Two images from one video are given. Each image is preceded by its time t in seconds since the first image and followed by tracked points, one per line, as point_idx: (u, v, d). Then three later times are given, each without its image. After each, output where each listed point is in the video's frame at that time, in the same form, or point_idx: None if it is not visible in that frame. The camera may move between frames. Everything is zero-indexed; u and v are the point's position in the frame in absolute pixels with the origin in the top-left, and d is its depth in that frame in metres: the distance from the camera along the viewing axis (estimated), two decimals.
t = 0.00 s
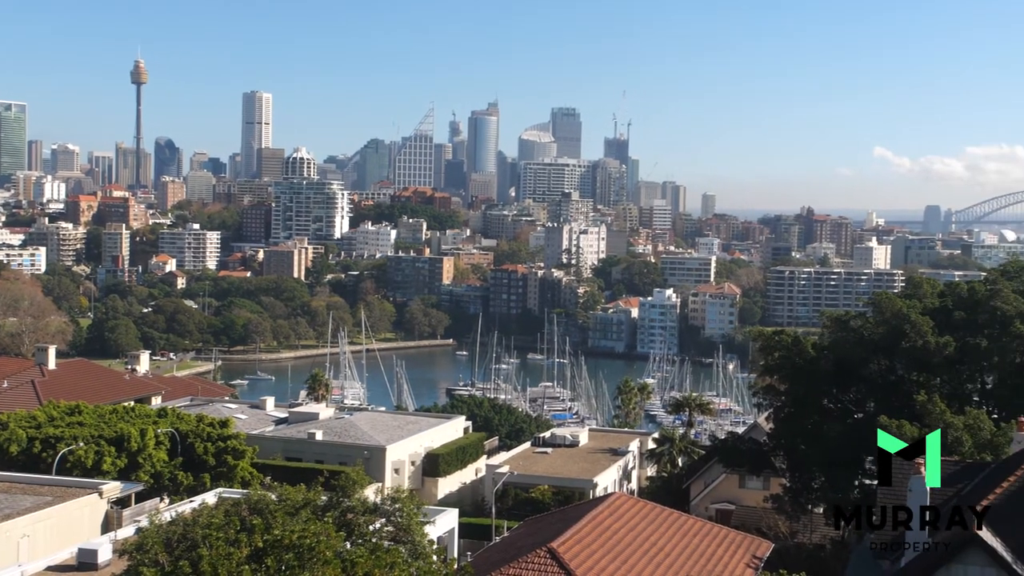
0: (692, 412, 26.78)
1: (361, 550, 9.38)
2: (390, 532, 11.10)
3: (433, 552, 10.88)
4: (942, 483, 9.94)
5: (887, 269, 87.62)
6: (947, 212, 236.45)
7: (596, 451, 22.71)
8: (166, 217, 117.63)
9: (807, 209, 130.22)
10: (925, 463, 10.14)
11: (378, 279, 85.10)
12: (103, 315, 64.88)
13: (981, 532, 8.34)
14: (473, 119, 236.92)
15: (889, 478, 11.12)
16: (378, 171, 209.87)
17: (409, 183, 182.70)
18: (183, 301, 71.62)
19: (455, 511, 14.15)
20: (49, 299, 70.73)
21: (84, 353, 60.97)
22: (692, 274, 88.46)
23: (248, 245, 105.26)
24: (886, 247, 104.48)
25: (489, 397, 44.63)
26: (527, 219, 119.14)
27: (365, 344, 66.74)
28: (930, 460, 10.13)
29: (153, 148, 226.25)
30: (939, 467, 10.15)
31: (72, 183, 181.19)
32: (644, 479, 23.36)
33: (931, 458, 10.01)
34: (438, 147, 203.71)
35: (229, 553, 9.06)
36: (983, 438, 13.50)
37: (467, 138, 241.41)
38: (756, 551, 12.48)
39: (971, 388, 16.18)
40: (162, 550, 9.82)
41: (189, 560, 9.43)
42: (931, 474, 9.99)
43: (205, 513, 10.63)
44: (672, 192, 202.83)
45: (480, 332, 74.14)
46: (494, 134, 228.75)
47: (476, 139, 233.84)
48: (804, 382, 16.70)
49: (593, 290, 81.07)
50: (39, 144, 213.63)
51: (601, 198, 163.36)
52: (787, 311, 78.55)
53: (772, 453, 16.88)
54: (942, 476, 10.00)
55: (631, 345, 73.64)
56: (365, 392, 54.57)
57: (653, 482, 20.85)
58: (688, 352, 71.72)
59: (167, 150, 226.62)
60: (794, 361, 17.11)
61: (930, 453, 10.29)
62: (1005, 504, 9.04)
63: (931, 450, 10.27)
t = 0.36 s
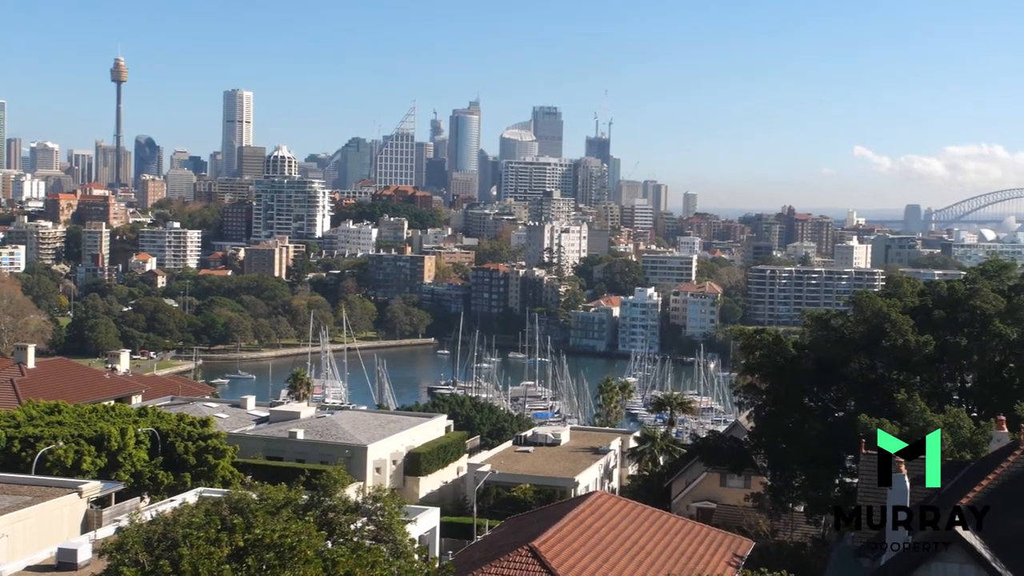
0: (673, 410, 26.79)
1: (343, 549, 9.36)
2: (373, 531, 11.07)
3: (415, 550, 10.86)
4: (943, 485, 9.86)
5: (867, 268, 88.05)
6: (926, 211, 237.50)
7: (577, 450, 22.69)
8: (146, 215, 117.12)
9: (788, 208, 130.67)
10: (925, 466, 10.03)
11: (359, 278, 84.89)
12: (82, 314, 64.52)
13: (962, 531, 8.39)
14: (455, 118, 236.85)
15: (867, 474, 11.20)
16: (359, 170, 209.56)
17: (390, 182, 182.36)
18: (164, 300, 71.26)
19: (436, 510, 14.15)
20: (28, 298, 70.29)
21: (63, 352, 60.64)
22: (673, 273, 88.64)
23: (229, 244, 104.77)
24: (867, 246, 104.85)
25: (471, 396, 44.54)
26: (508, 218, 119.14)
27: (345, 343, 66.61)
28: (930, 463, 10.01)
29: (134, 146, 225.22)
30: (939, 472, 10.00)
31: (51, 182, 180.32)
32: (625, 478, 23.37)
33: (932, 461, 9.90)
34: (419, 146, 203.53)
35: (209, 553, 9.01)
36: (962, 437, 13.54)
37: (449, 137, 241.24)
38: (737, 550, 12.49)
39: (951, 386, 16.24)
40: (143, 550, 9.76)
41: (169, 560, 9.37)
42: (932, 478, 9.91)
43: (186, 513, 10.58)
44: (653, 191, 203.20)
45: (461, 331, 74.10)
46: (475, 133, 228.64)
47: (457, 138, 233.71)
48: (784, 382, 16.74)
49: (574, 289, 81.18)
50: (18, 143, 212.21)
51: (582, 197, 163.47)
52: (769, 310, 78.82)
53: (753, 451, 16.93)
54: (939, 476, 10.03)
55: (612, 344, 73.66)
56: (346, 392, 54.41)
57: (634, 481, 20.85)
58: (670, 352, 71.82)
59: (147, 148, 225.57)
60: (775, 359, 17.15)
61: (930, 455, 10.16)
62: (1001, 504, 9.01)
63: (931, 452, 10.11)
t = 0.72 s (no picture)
0: (652, 409, 26.86)
1: (321, 548, 9.33)
2: (351, 530, 11.03)
3: (394, 550, 10.83)
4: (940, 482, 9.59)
5: (844, 267, 88.53)
6: (903, 210, 238.80)
7: (556, 449, 22.70)
8: (123, 214, 116.54)
9: (766, 208, 131.22)
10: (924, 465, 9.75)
11: (338, 277, 84.71)
12: (58, 313, 64.15)
13: (940, 529, 8.40)
14: (433, 117, 236.60)
15: (846, 472, 11.19)
16: (338, 168, 209.16)
17: (368, 180, 182.14)
18: (141, 299, 70.93)
19: (414, 508, 14.16)
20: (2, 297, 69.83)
21: (39, 350, 60.29)
22: (652, 272, 88.89)
23: (207, 242, 104.40)
24: (844, 245, 105.39)
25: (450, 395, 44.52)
26: (486, 216, 119.18)
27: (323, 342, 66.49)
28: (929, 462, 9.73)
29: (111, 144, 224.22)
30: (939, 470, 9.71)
31: (28, 180, 179.46)
32: (604, 477, 23.40)
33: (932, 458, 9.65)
34: (398, 144, 203.29)
35: (187, 552, 8.96)
36: (939, 434, 13.58)
37: (427, 136, 241.01)
38: (715, 548, 12.52)
39: (927, 385, 16.32)
40: (120, 550, 9.71)
41: (147, 559, 9.32)
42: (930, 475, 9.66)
43: (163, 513, 10.52)
44: (631, 190, 203.62)
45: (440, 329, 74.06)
46: (454, 132, 228.51)
47: (436, 137, 233.50)
48: (763, 380, 16.79)
49: (553, 288, 81.32)
50: None
51: (561, 195, 163.65)
52: (747, 308, 79.19)
53: (732, 449, 16.99)
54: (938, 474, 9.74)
55: (591, 343, 73.74)
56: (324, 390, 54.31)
57: (613, 480, 20.89)
58: (648, 350, 71.98)
59: (125, 147, 224.60)
60: (754, 357, 17.20)
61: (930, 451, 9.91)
62: (1000, 502, 8.96)
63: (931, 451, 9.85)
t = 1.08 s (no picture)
0: (629, 408, 26.89)
1: (298, 547, 9.30)
2: (327, 531, 11.01)
3: (369, 549, 10.76)
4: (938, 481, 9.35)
5: (820, 266, 88.94)
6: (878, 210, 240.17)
7: (533, 448, 22.73)
8: (98, 212, 115.85)
9: (743, 207, 131.71)
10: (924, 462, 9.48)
11: (315, 276, 84.46)
12: (33, 312, 63.67)
13: (920, 531, 8.44)
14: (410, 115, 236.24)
15: (822, 471, 11.18)
16: (315, 167, 208.58)
17: (346, 178, 181.71)
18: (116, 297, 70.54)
19: (391, 508, 14.14)
20: None
21: (13, 349, 59.83)
22: (629, 271, 89.05)
23: (183, 241, 103.87)
24: (820, 244, 105.88)
25: (428, 394, 44.43)
26: (464, 215, 119.11)
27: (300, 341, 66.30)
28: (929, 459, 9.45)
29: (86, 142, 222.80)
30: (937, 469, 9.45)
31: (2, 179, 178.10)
32: (581, 475, 23.41)
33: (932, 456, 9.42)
34: (375, 143, 202.94)
35: (163, 552, 8.91)
36: (914, 431, 13.64)
37: (405, 134, 240.65)
38: (692, 546, 12.54)
39: (903, 383, 16.39)
40: (96, 549, 9.66)
41: (121, 559, 9.28)
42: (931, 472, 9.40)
43: (139, 512, 10.44)
44: (609, 189, 204.17)
45: (417, 328, 73.93)
46: (431, 130, 228.26)
47: (413, 136, 233.17)
48: (740, 378, 16.82)
49: (530, 287, 81.38)
50: None
51: (539, 194, 163.79)
52: (723, 308, 79.49)
53: (708, 447, 17.05)
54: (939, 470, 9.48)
55: (568, 342, 73.80)
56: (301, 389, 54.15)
57: (590, 479, 20.91)
58: (625, 348, 72.12)
59: (100, 145, 223.31)
60: (730, 357, 17.26)
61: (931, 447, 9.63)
62: (1000, 502, 8.94)
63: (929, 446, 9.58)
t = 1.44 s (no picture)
0: (608, 407, 26.88)
1: (276, 547, 9.21)
2: (306, 531, 10.94)
3: (347, 549, 10.68)
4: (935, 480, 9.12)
5: (797, 265, 89.25)
6: (856, 208, 241.23)
7: (512, 447, 22.68)
8: (75, 211, 115.20)
9: (721, 206, 132.07)
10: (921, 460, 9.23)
11: (293, 275, 84.21)
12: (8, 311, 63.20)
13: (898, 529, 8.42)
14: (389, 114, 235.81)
15: (800, 469, 11.17)
16: (293, 166, 208.03)
17: (324, 178, 181.26)
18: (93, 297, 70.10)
19: (370, 508, 14.08)
20: None
21: None
22: (607, 270, 89.19)
23: (160, 239, 103.28)
24: (797, 244, 106.33)
25: (408, 393, 44.34)
26: (442, 214, 119.03)
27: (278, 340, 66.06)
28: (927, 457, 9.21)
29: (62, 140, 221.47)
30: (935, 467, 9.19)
31: None
32: (559, 474, 23.40)
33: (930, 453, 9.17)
34: (353, 142, 202.60)
35: (140, 552, 8.81)
36: (892, 429, 13.65)
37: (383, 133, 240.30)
38: (670, 545, 12.53)
39: (880, 381, 16.42)
40: (72, 550, 9.55)
41: (97, 559, 9.18)
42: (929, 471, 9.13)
43: (115, 512, 10.35)
44: (588, 188, 204.41)
45: (395, 328, 73.75)
46: (409, 129, 228.03)
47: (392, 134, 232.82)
48: (718, 378, 16.82)
49: (509, 285, 81.41)
50: None
51: (517, 193, 163.78)
52: (702, 307, 79.62)
53: (687, 447, 17.07)
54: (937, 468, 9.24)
55: (547, 341, 73.82)
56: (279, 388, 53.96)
57: (569, 477, 20.88)
58: (603, 347, 72.09)
59: (76, 143, 222.01)
60: (708, 355, 17.27)
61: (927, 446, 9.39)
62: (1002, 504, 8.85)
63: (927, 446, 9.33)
